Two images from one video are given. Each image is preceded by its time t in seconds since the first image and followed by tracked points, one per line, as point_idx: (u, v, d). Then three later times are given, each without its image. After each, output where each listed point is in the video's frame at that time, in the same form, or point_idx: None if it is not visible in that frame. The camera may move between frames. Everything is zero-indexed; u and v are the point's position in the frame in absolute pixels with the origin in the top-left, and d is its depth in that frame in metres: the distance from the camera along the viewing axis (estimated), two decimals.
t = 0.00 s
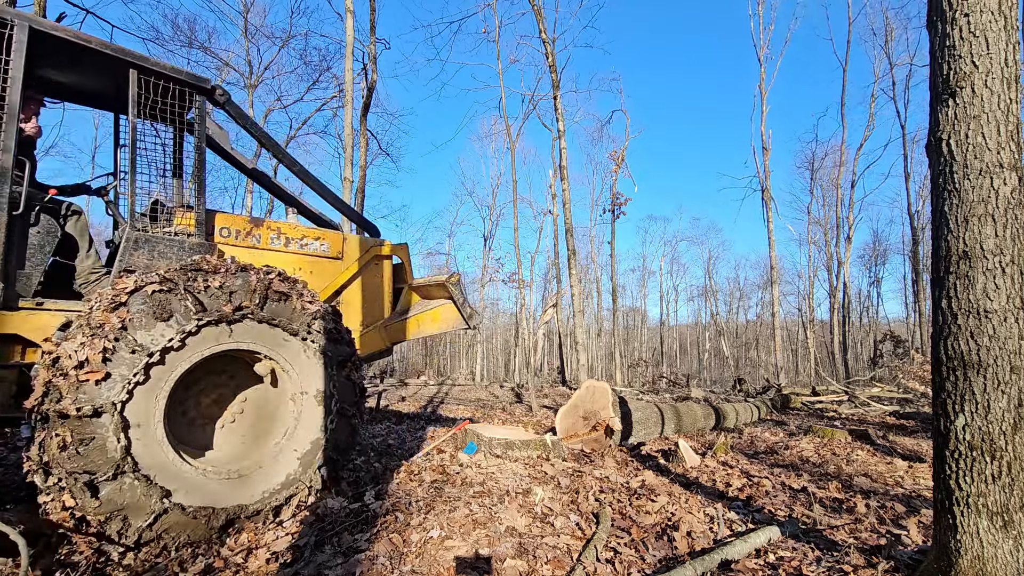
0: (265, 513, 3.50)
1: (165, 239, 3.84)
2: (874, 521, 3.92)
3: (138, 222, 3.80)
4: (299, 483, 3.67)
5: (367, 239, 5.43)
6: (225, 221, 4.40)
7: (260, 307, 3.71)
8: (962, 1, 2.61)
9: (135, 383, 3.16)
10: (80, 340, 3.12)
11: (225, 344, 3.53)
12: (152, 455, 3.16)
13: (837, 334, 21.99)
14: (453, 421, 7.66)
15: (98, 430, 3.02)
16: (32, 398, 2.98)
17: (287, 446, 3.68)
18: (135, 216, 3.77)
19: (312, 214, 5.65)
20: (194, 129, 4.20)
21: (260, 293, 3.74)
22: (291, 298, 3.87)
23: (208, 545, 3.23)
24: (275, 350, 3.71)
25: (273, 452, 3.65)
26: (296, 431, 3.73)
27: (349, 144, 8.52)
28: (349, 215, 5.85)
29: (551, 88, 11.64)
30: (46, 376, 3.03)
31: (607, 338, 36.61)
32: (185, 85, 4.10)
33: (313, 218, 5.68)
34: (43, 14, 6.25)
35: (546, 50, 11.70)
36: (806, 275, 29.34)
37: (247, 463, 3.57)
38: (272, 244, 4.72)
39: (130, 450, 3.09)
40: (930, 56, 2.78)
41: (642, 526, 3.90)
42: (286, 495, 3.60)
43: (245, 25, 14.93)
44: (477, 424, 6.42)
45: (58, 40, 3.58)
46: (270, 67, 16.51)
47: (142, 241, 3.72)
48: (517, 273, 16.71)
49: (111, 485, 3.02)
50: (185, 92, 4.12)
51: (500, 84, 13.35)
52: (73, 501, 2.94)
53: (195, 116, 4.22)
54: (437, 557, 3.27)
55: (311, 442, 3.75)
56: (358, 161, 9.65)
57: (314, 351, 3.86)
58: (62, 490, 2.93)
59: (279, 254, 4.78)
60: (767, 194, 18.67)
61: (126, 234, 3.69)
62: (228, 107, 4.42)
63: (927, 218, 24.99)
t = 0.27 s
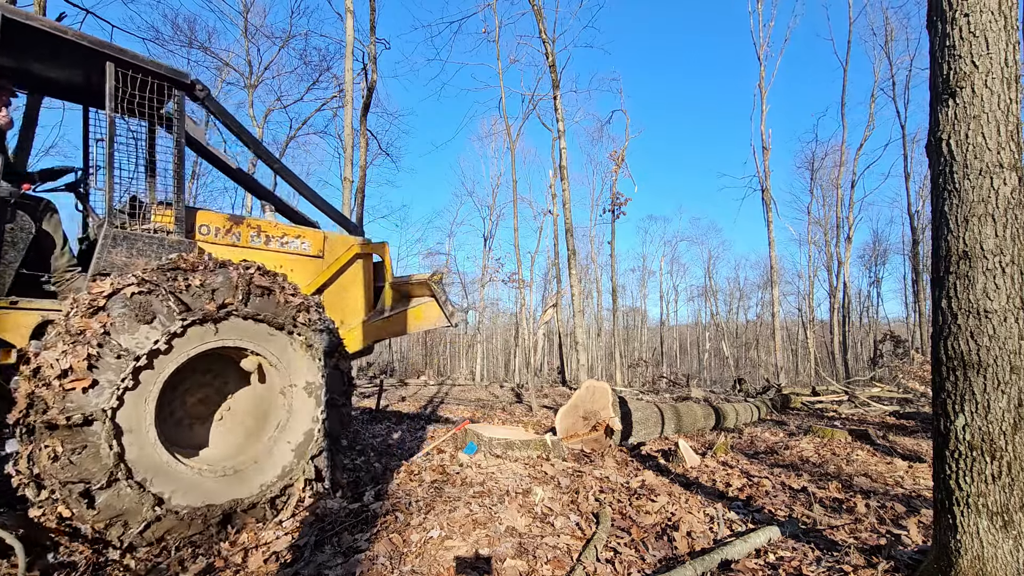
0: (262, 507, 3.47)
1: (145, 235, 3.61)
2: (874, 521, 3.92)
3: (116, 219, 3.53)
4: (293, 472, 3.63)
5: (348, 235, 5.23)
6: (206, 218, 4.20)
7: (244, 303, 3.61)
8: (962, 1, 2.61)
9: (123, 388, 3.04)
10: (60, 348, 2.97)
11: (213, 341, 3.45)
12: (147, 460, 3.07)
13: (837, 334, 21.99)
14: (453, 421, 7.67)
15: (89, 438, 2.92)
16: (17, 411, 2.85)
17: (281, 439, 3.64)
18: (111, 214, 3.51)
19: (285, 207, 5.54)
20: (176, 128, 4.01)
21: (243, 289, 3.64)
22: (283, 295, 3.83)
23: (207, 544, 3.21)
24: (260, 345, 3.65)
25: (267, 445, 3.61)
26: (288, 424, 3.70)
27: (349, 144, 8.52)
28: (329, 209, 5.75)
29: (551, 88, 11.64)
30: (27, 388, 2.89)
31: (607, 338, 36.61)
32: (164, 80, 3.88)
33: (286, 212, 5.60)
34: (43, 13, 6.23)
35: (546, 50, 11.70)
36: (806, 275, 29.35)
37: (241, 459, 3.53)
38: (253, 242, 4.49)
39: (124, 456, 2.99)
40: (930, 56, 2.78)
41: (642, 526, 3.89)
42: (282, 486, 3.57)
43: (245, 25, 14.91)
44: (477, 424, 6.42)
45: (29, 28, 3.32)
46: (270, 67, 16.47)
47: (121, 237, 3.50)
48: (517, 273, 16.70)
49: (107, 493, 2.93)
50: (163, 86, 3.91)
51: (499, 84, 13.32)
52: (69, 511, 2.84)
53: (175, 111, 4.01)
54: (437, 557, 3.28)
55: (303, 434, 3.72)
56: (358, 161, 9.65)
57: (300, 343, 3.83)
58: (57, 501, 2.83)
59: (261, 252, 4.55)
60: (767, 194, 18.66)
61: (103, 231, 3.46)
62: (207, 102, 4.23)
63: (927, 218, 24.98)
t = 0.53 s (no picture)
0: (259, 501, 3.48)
1: (125, 238, 3.58)
2: (875, 521, 3.92)
3: (97, 221, 3.52)
4: (289, 464, 3.63)
5: (327, 243, 5.23)
6: (186, 222, 4.22)
7: (229, 300, 3.58)
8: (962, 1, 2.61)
9: (117, 391, 2.98)
10: (49, 354, 2.92)
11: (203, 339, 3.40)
12: (144, 463, 3.01)
13: (837, 334, 21.99)
14: (452, 420, 7.67)
15: (86, 443, 2.84)
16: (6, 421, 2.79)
17: (274, 432, 3.63)
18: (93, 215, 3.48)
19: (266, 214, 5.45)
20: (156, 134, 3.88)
21: (227, 286, 3.61)
22: (266, 291, 3.81)
23: (207, 545, 3.21)
24: (246, 341, 3.60)
25: (260, 440, 3.60)
26: (280, 416, 3.68)
27: (349, 144, 8.52)
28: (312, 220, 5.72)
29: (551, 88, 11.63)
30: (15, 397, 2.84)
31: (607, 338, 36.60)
32: (147, 83, 3.75)
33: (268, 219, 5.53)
34: (43, 13, 6.23)
35: (546, 50, 11.69)
36: (806, 275, 29.35)
37: (235, 454, 3.51)
38: (233, 246, 4.48)
39: (122, 459, 2.94)
40: (930, 56, 2.78)
41: (642, 526, 3.90)
42: (279, 477, 3.58)
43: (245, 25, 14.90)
44: (477, 424, 6.42)
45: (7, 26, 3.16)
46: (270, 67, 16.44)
47: (101, 240, 3.48)
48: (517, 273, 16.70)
49: (107, 498, 2.87)
50: (145, 89, 3.78)
51: (499, 84, 13.35)
52: (70, 518, 2.79)
53: (156, 116, 3.89)
54: (437, 557, 3.27)
55: (295, 426, 3.70)
56: (358, 161, 9.65)
57: (288, 337, 3.81)
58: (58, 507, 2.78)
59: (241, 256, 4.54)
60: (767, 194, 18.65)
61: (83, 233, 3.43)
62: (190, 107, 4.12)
63: (927, 218, 24.97)
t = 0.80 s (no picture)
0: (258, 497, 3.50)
1: (112, 239, 3.54)
2: (874, 521, 3.92)
3: (84, 222, 3.48)
4: (285, 459, 3.67)
5: (311, 244, 5.16)
6: (174, 222, 4.10)
7: (222, 299, 3.54)
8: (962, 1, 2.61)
9: (116, 391, 2.94)
10: (43, 357, 2.86)
11: (199, 338, 3.37)
12: (144, 462, 2.99)
13: (837, 334, 21.99)
14: (452, 420, 7.67)
15: (87, 444, 2.81)
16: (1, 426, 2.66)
17: (269, 428, 3.63)
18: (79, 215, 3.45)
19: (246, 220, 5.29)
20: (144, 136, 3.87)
21: (219, 285, 3.57)
22: (257, 288, 3.80)
23: (207, 543, 3.20)
24: (239, 340, 3.57)
25: (255, 436, 3.58)
26: (274, 413, 3.69)
27: (349, 144, 8.51)
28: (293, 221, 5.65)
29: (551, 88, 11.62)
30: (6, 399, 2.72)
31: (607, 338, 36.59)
32: (133, 83, 3.76)
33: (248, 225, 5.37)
34: (42, 13, 6.21)
35: (546, 50, 11.68)
36: (806, 275, 29.35)
37: (230, 451, 3.48)
38: (220, 247, 4.37)
39: (123, 459, 2.91)
40: (930, 55, 2.78)
41: (642, 526, 3.90)
42: (276, 473, 3.61)
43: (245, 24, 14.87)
44: (477, 424, 6.42)
45: None
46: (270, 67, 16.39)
47: (88, 241, 3.44)
48: (517, 273, 16.69)
49: (109, 496, 2.85)
50: (130, 89, 3.79)
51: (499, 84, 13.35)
52: (72, 519, 2.75)
53: (143, 116, 3.88)
54: (437, 557, 3.27)
55: (290, 421, 3.73)
56: (358, 161, 9.64)
57: (281, 334, 3.80)
58: (60, 509, 2.73)
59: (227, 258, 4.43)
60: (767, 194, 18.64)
61: (70, 233, 3.39)
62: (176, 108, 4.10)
63: (927, 219, 24.94)
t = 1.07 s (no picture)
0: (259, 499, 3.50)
1: (107, 239, 3.54)
2: (875, 521, 3.92)
3: (79, 221, 3.46)
4: (285, 459, 3.66)
5: (310, 245, 5.11)
6: (172, 223, 4.11)
7: (209, 302, 3.50)
8: (962, 1, 2.61)
9: (104, 404, 2.89)
10: (25, 373, 2.78)
11: (191, 342, 3.33)
12: (140, 472, 2.97)
13: (837, 334, 21.98)
14: (452, 420, 7.67)
15: (78, 460, 2.77)
16: None
17: (266, 429, 3.62)
18: (74, 214, 3.43)
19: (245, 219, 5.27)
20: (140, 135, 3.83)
21: (205, 287, 3.52)
22: (245, 288, 3.76)
23: (207, 544, 3.21)
24: (232, 342, 3.54)
25: (253, 438, 3.57)
26: (271, 412, 3.67)
27: (349, 144, 8.51)
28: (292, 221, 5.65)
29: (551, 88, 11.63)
30: None
31: (607, 338, 36.59)
32: (131, 81, 3.71)
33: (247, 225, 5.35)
34: (42, 13, 6.20)
35: (545, 50, 11.69)
36: (806, 275, 29.34)
37: (229, 454, 3.48)
38: (218, 247, 4.37)
39: (117, 472, 2.88)
40: (930, 55, 2.78)
41: (642, 526, 3.90)
42: (277, 473, 3.61)
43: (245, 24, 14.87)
44: (477, 424, 6.42)
45: None
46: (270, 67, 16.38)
47: (82, 240, 3.43)
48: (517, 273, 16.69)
49: (105, 510, 2.82)
50: (129, 87, 3.74)
51: (499, 84, 13.35)
52: (69, 536, 2.72)
53: (139, 114, 3.84)
54: (437, 557, 3.27)
55: (287, 420, 3.72)
56: (358, 161, 9.64)
57: (273, 334, 3.78)
58: (56, 527, 2.69)
59: (225, 258, 4.42)
60: (767, 194, 18.64)
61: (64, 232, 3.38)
62: (175, 107, 4.06)
63: (927, 219, 24.93)
